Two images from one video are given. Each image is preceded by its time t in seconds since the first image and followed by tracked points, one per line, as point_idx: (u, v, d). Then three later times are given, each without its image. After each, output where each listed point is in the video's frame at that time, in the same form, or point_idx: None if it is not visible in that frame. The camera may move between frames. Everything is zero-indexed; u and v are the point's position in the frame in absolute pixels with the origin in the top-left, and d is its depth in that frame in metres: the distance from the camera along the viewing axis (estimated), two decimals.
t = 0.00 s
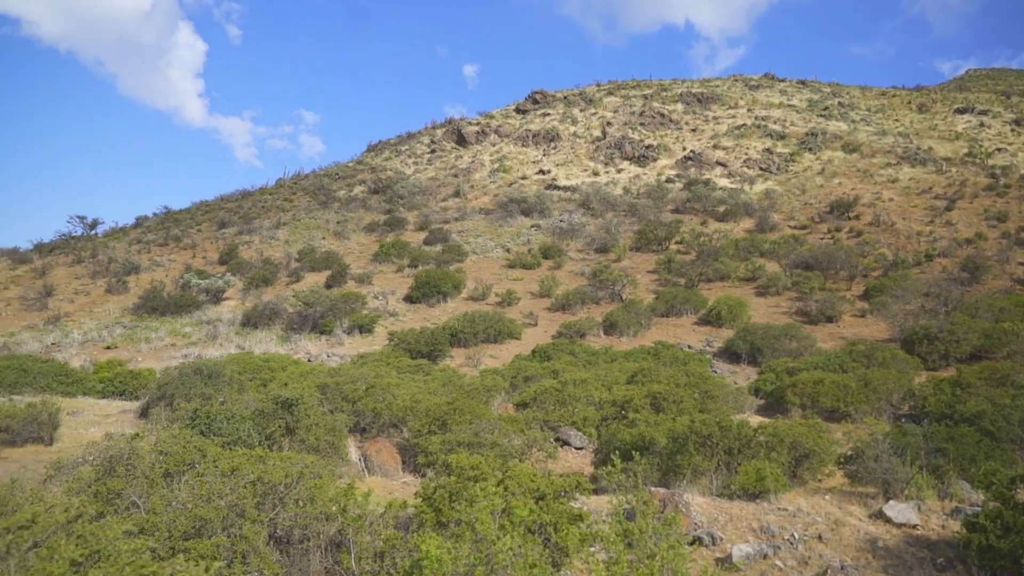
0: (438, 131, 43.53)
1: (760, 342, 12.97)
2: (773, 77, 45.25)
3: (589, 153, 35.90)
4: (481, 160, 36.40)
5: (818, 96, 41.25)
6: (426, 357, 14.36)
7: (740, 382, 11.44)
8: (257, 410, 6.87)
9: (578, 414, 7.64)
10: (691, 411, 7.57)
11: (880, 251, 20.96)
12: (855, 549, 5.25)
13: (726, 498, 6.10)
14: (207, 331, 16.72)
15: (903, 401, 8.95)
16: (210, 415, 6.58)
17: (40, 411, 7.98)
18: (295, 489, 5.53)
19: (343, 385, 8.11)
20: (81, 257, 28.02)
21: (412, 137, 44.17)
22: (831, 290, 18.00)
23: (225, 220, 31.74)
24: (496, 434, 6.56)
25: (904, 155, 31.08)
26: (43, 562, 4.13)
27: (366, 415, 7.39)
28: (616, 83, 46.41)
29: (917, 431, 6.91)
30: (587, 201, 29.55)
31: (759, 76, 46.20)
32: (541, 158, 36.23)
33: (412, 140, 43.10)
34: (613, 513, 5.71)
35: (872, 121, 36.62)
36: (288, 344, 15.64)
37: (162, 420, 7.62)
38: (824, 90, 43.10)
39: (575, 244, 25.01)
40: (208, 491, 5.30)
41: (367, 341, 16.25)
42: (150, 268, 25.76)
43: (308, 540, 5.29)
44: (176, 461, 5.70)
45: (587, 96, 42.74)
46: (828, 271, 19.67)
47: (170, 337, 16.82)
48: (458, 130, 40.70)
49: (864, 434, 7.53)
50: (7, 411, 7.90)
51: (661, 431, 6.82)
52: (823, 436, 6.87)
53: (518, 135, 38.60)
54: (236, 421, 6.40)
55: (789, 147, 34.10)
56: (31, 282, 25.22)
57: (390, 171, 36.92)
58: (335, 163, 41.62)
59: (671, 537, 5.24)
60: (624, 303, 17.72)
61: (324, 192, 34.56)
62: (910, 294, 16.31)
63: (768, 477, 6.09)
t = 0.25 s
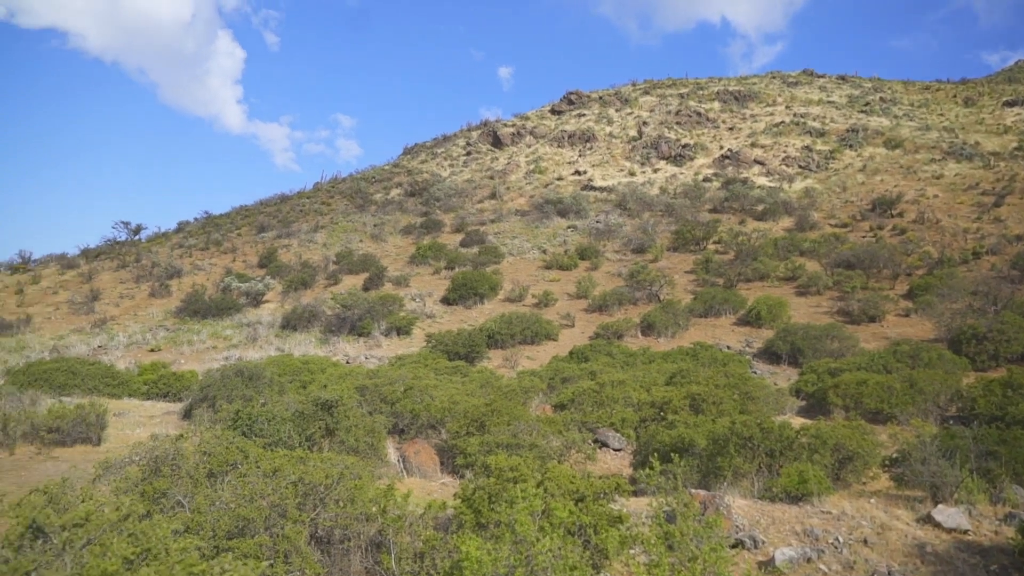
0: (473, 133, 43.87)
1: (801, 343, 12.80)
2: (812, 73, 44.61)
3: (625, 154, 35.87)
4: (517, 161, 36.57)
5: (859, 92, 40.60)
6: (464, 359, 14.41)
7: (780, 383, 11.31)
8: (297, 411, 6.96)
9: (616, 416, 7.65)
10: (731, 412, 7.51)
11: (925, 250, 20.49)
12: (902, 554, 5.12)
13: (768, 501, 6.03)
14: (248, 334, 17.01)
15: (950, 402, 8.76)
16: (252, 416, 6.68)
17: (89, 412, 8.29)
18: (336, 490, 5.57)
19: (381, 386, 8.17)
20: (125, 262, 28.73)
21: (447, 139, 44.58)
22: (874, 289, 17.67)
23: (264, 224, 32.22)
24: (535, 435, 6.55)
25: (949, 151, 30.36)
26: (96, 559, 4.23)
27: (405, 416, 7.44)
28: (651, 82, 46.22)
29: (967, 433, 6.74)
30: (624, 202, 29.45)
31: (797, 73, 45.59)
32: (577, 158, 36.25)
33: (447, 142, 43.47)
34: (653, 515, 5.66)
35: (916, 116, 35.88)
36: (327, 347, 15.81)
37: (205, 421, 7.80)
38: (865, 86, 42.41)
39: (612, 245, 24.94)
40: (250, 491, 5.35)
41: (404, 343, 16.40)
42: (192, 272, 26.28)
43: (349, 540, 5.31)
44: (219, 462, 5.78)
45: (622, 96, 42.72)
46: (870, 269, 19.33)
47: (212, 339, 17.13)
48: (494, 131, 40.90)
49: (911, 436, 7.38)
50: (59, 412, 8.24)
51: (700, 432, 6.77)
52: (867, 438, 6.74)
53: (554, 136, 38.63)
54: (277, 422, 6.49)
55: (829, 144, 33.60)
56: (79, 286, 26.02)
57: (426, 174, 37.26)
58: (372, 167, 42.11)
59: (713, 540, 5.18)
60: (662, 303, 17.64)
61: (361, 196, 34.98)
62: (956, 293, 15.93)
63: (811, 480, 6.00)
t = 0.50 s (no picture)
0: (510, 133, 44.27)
1: (845, 341, 12.59)
2: (854, 66, 43.76)
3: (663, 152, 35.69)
4: (554, 161, 36.71)
5: (904, 85, 39.65)
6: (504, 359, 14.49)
7: (825, 383, 11.15)
8: (339, 411, 7.04)
9: (657, 416, 7.66)
10: (774, 412, 7.41)
11: (976, 245, 19.89)
12: (956, 558, 4.96)
13: (813, 503, 5.94)
14: (289, 336, 17.30)
15: (1005, 403, 8.51)
16: (295, 417, 6.78)
17: (138, 411, 8.29)
18: (378, 489, 5.59)
19: (421, 387, 8.23)
20: (170, 265, 29.39)
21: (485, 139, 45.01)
22: (921, 286, 17.24)
23: (304, 226, 32.83)
24: (576, 435, 6.54)
25: (1000, 143, 29.42)
26: (150, 557, 4.31)
27: (445, 416, 7.48)
28: (689, 79, 45.99)
29: None
30: (662, 200, 29.24)
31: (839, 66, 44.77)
32: (615, 157, 36.20)
33: (484, 143, 43.94)
34: (696, 517, 5.60)
35: (965, 108, 34.85)
36: (368, 347, 15.96)
37: (249, 422, 7.99)
38: (910, 77, 41.44)
39: (651, 244, 24.82)
40: (294, 491, 5.40)
41: (444, 343, 16.51)
42: (234, 275, 26.84)
43: (391, 539, 5.33)
44: (264, 462, 5.85)
45: (659, 94, 42.68)
46: (917, 266, 18.86)
47: (254, 341, 17.48)
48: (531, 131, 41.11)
49: (964, 437, 7.17)
50: (109, 411, 8.24)
51: (743, 433, 6.71)
52: (917, 440, 6.58)
53: (591, 135, 38.75)
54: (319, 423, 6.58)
55: (873, 138, 32.87)
56: (127, 288, 26.80)
57: (463, 175, 37.61)
58: (410, 169, 42.69)
59: (758, 542, 5.08)
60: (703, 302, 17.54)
61: (400, 198, 35.48)
62: (1009, 290, 15.43)
63: (859, 482, 5.88)
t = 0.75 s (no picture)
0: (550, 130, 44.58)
1: (894, 339, 12.44)
2: (903, 56, 42.65)
3: (704, 147, 35.37)
4: (594, 159, 36.81)
5: (954, 74, 38.44)
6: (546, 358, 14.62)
7: (873, 381, 11.01)
8: (382, 411, 7.12)
9: (701, 415, 7.67)
10: (821, 411, 7.33)
11: None
12: (1015, 562, 4.80)
13: (863, 503, 5.85)
14: (333, 336, 17.57)
15: None
16: (339, 417, 6.89)
17: (186, 411, 8.44)
18: (423, 489, 5.61)
19: (464, 386, 8.27)
20: (216, 267, 30.05)
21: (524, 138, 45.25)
22: (975, 282, 16.74)
23: (346, 228, 33.39)
24: (620, 434, 6.53)
25: None
26: (204, 553, 4.36)
27: (488, 415, 7.50)
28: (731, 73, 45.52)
29: None
30: (704, 196, 28.92)
31: (886, 57, 43.70)
32: (655, 154, 36.06)
33: (524, 142, 44.37)
34: (743, 517, 5.52)
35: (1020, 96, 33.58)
36: (409, 347, 16.15)
37: (293, 420, 8.15)
38: (962, 66, 40.19)
39: (693, 241, 24.66)
40: (340, 490, 5.42)
41: (485, 343, 16.59)
42: (278, 276, 27.33)
43: (436, 538, 5.34)
44: (309, 461, 5.90)
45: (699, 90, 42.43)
46: (970, 261, 18.33)
47: (298, 341, 17.79)
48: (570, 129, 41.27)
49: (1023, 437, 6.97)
50: (158, 410, 8.38)
51: (789, 432, 6.66)
52: (972, 440, 6.42)
53: (631, 132, 38.58)
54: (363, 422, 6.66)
55: (921, 130, 31.95)
56: (175, 290, 27.57)
57: (503, 174, 37.92)
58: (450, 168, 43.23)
59: (808, 543, 4.99)
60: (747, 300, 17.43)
61: (440, 197, 35.95)
62: None
63: (911, 482, 5.77)
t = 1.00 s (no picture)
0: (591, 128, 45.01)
1: (948, 334, 12.24)
2: (957, 43, 41.24)
3: (748, 142, 35.25)
4: (637, 155, 36.98)
5: (1013, 59, 36.86)
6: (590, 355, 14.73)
7: (927, 378, 10.77)
8: (428, 409, 7.18)
9: (748, 413, 7.61)
10: (872, 409, 7.25)
11: None
12: None
13: (919, 503, 5.73)
14: (377, 335, 17.76)
15: None
16: (385, 416, 6.98)
17: (234, 410, 8.62)
18: (469, 487, 5.62)
19: (509, 385, 8.30)
20: (261, 268, 30.66)
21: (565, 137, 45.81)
22: None
23: (389, 228, 33.98)
24: (667, 433, 6.51)
25: None
26: (260, 549, 4.42)
27: (532, 414, 7.53)
28: (775, 66, 45.02)
29: None
30: (748, 191, 28.60)
31: (938, 44, 42.34)
32: (698, 149, 36.02)
33: (566, 140, 44.99)
34: (794, 516, 5.43)
35: None
36: (453, 346, 16.27)
37: (339, 417, 8.27)
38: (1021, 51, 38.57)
39: (738, 237, 24.45)
40: (387, 488, 5.45)
41: (530, 341, 16.59)
42: (323, 276, 27.79)
43: (482, 536, 5.34)
44: (356, 458, 5.95)
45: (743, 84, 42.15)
46: None
47: (344, 340, 18.07)
48: (612, 126, 41.62)
49: None
50: (208, 410, 8.54)
51: (840, 431, 6.62)
52: None
53: (674, 128, 38.63)
54: (409, 421, 6.73)
55: (976, 119, 30.70)
56: (223, 291, 28.26)
57: (546, 172, 38.32)
58: (493, 168, 43.92)
59: (862, 543, 4.86)
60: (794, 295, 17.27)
61: (483, 197, 36.51)
62: None
63: (970, 483, 5.61)
